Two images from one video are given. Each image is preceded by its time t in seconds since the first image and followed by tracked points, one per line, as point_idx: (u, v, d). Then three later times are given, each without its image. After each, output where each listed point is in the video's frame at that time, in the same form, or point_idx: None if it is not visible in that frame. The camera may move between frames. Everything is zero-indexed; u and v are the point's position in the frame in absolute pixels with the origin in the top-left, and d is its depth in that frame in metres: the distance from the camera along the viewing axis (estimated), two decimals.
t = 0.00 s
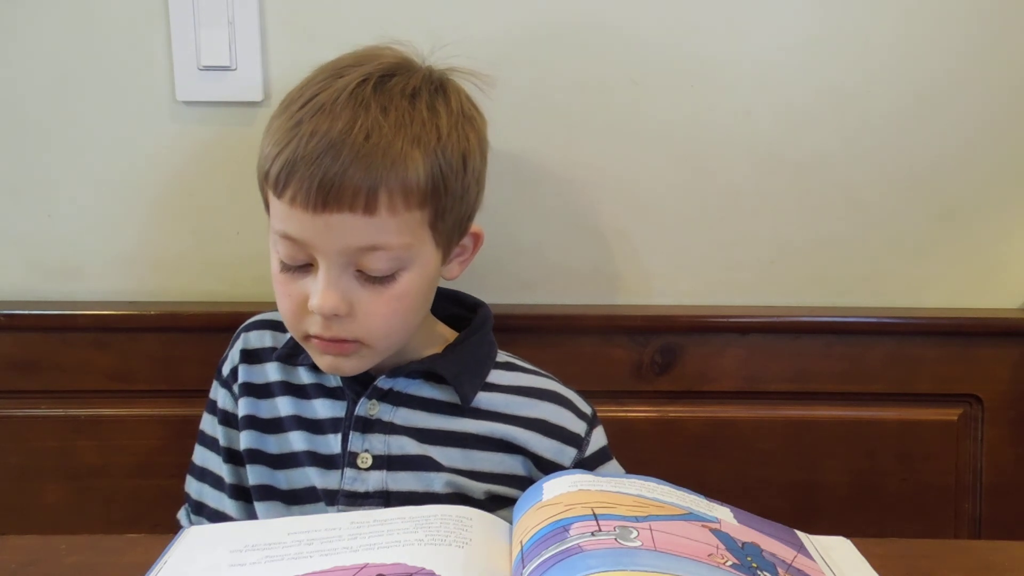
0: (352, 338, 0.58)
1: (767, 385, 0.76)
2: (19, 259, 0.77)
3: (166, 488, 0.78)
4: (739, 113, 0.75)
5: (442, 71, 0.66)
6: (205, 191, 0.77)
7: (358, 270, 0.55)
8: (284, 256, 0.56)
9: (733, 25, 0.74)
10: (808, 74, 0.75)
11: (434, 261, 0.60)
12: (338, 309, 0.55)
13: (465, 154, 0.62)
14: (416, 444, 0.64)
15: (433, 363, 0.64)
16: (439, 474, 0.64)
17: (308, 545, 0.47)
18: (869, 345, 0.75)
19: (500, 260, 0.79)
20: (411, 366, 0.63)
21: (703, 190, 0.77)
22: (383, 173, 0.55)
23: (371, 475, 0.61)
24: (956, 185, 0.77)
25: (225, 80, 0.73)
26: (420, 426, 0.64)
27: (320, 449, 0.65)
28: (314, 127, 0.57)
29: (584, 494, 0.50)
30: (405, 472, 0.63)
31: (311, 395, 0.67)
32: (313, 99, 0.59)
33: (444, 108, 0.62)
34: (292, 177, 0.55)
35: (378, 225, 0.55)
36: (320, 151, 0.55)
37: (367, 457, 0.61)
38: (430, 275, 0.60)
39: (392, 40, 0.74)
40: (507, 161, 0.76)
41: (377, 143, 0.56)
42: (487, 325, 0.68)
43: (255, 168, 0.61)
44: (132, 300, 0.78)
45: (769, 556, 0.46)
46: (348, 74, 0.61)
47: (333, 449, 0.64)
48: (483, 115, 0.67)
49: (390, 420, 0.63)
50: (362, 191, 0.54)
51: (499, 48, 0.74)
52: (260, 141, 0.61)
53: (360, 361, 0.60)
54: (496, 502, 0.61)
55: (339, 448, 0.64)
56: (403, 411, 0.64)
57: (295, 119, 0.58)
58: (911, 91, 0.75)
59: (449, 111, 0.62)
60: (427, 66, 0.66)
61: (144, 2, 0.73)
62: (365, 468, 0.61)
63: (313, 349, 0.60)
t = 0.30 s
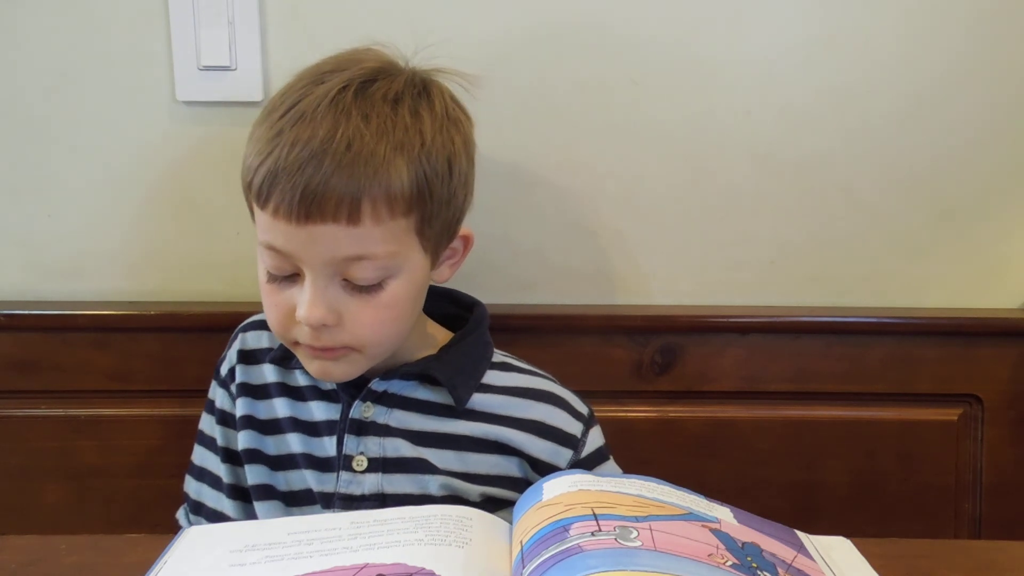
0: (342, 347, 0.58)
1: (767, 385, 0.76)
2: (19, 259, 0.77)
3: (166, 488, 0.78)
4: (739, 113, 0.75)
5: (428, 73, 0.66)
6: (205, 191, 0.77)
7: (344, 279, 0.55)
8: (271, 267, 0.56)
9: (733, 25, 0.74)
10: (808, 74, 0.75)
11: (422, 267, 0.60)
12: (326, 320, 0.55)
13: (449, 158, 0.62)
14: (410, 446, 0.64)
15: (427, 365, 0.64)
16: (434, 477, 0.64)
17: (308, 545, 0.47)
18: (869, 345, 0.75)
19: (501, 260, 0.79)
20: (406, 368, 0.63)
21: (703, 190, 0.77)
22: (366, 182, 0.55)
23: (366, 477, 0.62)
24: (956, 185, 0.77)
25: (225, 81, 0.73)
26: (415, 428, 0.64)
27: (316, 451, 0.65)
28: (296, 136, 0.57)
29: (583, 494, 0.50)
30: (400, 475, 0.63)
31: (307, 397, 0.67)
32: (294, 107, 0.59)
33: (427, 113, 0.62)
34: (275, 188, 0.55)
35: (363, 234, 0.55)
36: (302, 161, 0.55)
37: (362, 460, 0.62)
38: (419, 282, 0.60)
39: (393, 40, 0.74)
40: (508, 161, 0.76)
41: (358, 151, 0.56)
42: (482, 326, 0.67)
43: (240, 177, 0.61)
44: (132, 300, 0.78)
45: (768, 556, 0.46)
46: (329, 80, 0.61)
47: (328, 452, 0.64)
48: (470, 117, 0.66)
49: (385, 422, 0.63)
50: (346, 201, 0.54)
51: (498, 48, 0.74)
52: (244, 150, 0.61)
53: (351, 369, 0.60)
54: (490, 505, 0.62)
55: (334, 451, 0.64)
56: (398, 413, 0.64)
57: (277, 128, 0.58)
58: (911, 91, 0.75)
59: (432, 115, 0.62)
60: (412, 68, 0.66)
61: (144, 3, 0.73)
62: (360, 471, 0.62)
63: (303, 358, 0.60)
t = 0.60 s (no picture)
0: (338, 352, 0.58)
1: (767, 385, 0.76)
2: (19, 259, 0.77)
3: (166, 488, 0.78)
4: (739, 113, 0.75)
5: (418, 73, 0.66)
6: (205, 191, 0.77)
7: (339, 284, 0.56)
8: (265, 273, 0.56)
9: (732, 25, 0.74)
10: (808, 74, 0.75)
11: (417, 270, 0.60)
12: (322, 326, 0.56)
13: (443, 160, 0.62)
14: (407, 448, 0.64)
15: (424, 367, 0.64)
16: (431, 479, 0.64)
17: (308, 545, 0.47)
18: (869, 345, 0.75)
19: (500, 260, 0.79)
20: (403, 370, 0.63)
21: (703, 190, 0.77)
22: (359, 187, 0.55)
23: (363, 480, 0.62)
24: (956, 185, 0.77)
25: (225, 80, 0.73)
26: (412, 431, 0.64)
27: (313, 453, 0.65)
28: (287, 141, 0.57)
29: (583, 494, 0.50)
30: (397, 477, 0.63)
31: (305, 399, 0.67)
32: (284, 111, 0.59)
33: (419, 115, 0.62)
34: (268, 194, 0.55)
35: (357, 240, 0.55)
36: (294, 166, 0.55)
37: (359, 462, 0.62)
38: (414, 285, 0.60)
39: (393, 40, 0.74)
40: (507, 161, 0.76)
41: (351, 155, 0.56)
42: (479, 326, 0.67)
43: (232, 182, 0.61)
44: (132, 300, 0.78)
45: (768, 556, 0.46)
46: (320, 84, 0.61)
47: (325, 454, 0.64)
48: (462, 116, 0.66)
49: (382, 424, 0.63)
50: (339, 206, 0.54)
51: (498, 48, 0.74)
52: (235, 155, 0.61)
53: (348, 373, 0.60)
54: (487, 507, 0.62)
55: (332, 453, 0.64)
56: (395, 415, 0.64)
57: (268, 133, 0.58)
58: (911, 91, 0.75)
59: (425, 117, 0.62)
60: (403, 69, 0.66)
61: (144, 2, 0.73)
62: (357, 473, 0.62)
63: (300, 363, 0.60)
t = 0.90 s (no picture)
0: (381, 344, 0.59)
1: (767, 385, 0.76)
2: (19, 259, 0.77)
3: (166, 488, 0.78)
4: (739, 113, 0.75)
5: (410, 65, 0.66)
6: (205, 191, 0.77)
7: (381, 276, 0.56)
8: (303, 277, 0.55)
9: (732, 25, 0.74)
10: (807, 74, 0.75)
11: (443, 253, 0.61)
12: (370, 320, 0.56)
13: (455, 144, 0.63)
14: (406, 448, 0.64)
15: (424, 366, 0.64)
16: (429, 478, 0.64)
17: (308, 545, 0.47)
18: (868, 345, 0.75)
19: (501, 260, 0.79)
20: (404, 370, 0.64)
21: (703, 190, 0.77)
22: (395, 177, 0.55)
23: (361, 479, 0.62)
24: (956, 185, 0.77)
25: (225, 81, 0.73)
26: (411, 430, 0.64)
27: (312, 452, 0.65)
28: (312, 141, 0.56)
29: (583, 494, 0.50)
30: (395, 476, 0.63)
31: (304, 398, 0.67)
32: (298, 113, 0.58)
33: (428, 102, 0.62)
34: (305, 196, 0.54)
35: (398, 229, 0.55)
36: (326, 165, 0.54)
37: (357, 462, 0.62)
38: (442, 268, 0.61)
39: (392, 40, 0.74)
40: (507, 161, 0.76)
41: (380, 145, 0.56)
42: (479, 326, 0.67)
43: (245, 192, 0.59)
44: (131, 300, 0.78)
45: (768, 556, 0.46)
46: (327, 82, 0.60)
47: (324, 453, 0.64)
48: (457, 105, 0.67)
49: (381, 424, 0.63)
50: (381, 197, 0.54)
51: (498, 47, 0.74)
52: (246, 165, 0.59)
53: (390, 363, 0.61)
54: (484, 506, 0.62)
55: (331, 452, 0.64)
56: (394, 415, 0.64)
57: (288, 136, 0.57)
58: (911, 91, 0.75)
59: (432, 104, 0.62)
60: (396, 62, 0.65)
61: (144, 2, 0.73)
62: (355, 473, 0.62)
63: (341, 361, 0.60)
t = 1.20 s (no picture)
0: (417, 338, 0.59)
1: (767, 385, 0.76)
2: (19, 259, 0.77)
3: (166, 488, 0.78)
4: (739, 114, 0.76)
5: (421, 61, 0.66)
6: (205, 191, 0.77)
7: (422, 269, 0.56)
8: (345, 274, 0.55)
9: (732, 25, 0.74)
10: (808, 74, 0.75)
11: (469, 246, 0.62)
12: (412, 313, 0.56)
13: (478, 138, 0.64)
14: (411, 447, 0.64)
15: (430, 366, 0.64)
16: (434, 478, 0.64)
17: (308, 545, 0.47)
18: (869, 345, 0.75)
19: (500, 260, 0.79)
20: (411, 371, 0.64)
21: (703, 190, 0.77)
22: (437, 170, 0.56)
23: (366, 478, 0.62)
24: (956, 185, 0.77)
25: (225, 81, 0.73)
26: (417, 429, 0.64)
27: (316, 451, 0.65)
28: (354, 137, 0.56)
29: (584, 494, 0.50)
30: (400, 476, 0.63)
31: (308, 397, 0.67)
32: (334, 110, 0.58)
33: (452, 97, 0.63)
34: (353, 191, 0.54)
35: (439, 221, 0.56)
36: (372, 159, 0.55)
37: (362, 460, 0.62)
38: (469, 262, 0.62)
39: (392, 40, 0.74)
40: (507, 161, 0.76)
41: (421, 139, 0.57)
42: (483, 328, 0.66)
43: (278, 191, 0.59)
44: (132, 300, 0.78)
45: (769, 556, 0.46)
46: (357, 80, 0.61)
47: (329, 452, 0.65)
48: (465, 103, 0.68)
49: (387, 423, 0.63)
50: (426, 190, 0.55)
51: (499, 47, 0.74)
52: (281, 163, 0.58)
53: (423, 359, 0.61)
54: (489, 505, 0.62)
55: (335, 451, 0.64)
56: (400, 414, 0.64)
57: (328, 133, 0.57)
58: (911, 91, 0.75)
59: (455, 99, 0.63)
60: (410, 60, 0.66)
61: (145, 2, 0.73)
62: (360, 472, 0.62)
63: (375, 358, 0.60)
